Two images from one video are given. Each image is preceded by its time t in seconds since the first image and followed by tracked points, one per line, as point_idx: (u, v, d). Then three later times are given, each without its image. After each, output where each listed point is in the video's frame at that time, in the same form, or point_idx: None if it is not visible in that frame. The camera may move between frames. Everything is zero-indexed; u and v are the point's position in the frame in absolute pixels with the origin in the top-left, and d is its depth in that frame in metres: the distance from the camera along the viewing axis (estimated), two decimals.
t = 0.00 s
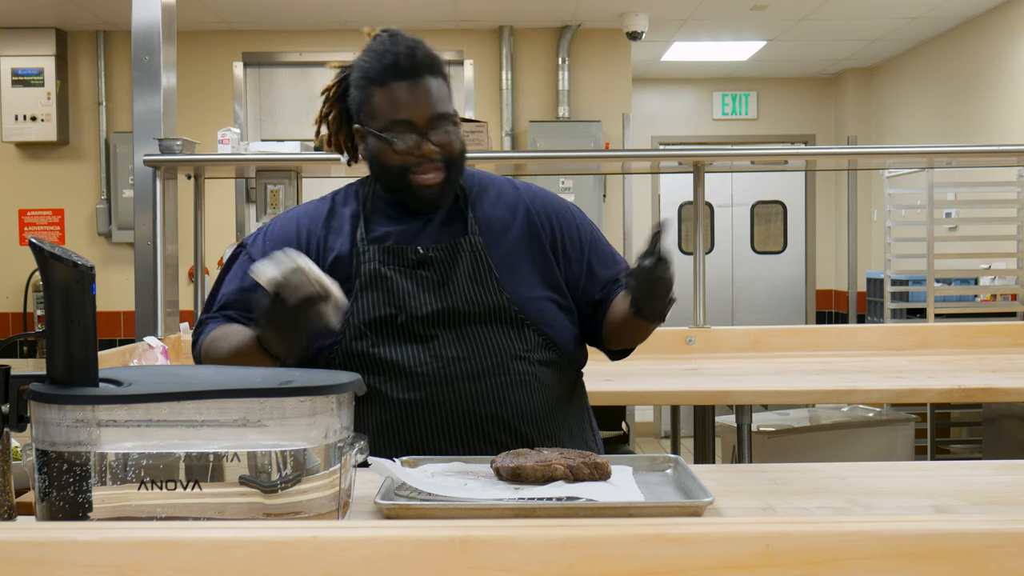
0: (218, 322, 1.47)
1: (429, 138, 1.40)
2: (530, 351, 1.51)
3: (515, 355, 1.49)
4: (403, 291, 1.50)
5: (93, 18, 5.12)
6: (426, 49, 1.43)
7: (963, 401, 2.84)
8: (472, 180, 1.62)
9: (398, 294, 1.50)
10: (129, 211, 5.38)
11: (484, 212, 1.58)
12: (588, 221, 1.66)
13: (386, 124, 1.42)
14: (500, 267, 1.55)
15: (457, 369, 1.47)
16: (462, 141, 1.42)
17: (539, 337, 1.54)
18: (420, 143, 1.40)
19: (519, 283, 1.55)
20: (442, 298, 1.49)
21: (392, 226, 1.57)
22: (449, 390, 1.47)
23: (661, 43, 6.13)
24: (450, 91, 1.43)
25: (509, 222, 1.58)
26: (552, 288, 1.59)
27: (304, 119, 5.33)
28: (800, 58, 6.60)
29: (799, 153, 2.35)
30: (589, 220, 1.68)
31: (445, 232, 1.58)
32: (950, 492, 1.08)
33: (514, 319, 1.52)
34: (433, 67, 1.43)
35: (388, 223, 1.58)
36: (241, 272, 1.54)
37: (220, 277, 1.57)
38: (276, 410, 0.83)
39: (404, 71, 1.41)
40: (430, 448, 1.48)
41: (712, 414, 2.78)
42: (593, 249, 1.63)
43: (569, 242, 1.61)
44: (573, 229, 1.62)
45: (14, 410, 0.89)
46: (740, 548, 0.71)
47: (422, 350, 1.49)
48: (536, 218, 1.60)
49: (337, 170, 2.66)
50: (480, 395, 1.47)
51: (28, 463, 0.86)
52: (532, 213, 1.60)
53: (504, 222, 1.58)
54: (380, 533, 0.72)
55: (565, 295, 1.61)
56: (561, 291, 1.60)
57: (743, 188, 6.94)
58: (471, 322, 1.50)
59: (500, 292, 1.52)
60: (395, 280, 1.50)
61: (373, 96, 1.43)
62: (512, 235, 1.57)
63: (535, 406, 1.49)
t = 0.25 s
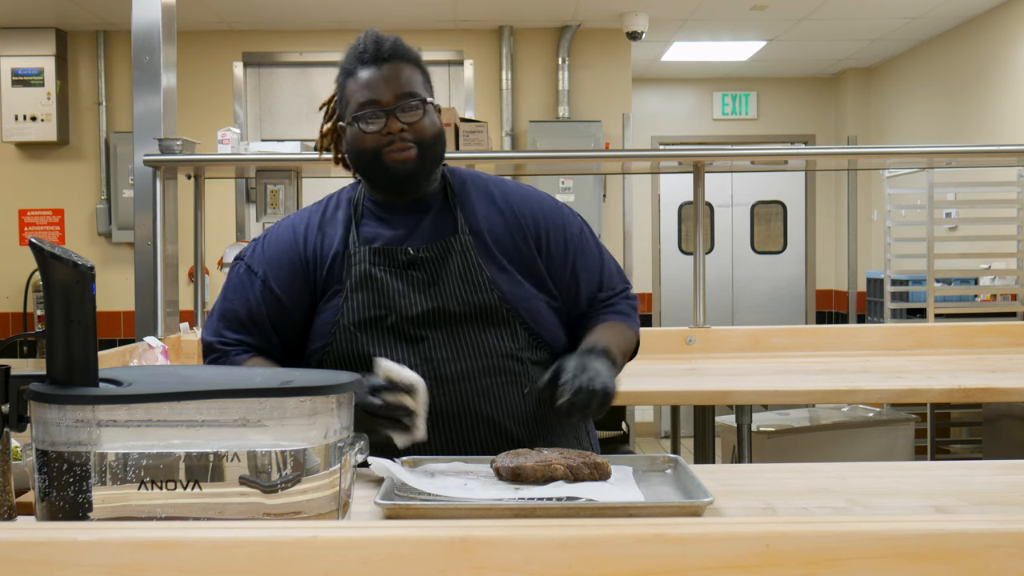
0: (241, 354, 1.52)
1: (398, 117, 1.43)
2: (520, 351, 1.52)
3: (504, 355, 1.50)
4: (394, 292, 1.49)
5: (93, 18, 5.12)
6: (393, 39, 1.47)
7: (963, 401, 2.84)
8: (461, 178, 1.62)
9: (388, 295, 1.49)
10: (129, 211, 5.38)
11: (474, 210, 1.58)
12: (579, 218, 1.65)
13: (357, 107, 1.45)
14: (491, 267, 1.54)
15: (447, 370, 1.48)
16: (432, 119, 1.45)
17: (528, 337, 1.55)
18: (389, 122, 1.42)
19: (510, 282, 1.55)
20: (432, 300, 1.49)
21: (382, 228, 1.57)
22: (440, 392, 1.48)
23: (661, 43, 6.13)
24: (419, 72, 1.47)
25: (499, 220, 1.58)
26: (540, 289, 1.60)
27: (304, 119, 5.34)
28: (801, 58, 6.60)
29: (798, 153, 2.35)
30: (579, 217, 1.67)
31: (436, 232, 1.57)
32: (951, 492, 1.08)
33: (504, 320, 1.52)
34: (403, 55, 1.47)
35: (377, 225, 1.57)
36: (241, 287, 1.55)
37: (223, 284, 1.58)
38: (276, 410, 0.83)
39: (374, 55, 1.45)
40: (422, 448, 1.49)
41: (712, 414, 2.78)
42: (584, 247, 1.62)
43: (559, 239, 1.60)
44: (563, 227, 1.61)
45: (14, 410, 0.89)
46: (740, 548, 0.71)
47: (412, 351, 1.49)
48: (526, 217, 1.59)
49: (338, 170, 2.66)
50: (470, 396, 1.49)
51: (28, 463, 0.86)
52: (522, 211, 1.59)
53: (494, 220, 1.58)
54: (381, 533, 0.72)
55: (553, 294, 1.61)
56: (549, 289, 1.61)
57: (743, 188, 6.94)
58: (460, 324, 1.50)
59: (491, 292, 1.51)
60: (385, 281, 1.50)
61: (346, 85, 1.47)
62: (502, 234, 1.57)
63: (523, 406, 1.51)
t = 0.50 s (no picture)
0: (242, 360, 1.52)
1: (400, 116, 1.44)
2: (511, 349, 1.52)
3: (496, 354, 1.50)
4: (386, 292, 1.49)
5: (93, 18, 5.12)
6: (395, 38, 1.48)
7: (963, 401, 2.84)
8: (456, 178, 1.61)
9: (380, 295, 1.49)
10: (129, 211, 5.38)
11: (467, 209, 1.57)
12: (576, 216, 1.63)
13: (358, 106, 1.46)
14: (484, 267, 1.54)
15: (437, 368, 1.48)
16: (432, 119, 1.46)
17: (520, 338, 1.53)
18: (391, 120, 1.43)
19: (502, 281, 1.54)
20: (423, 300, 1.49)
21: (377, 228, 1.57)
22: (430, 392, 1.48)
23: (661, 43, 6.13)
24: (419, 73, 1.48)
25: (493, 219, 1.57)
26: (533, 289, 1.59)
27: (304, 119, 5.34)
28: (801, 58, 6.60)
29: (798, 153, 2.35)
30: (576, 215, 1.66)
31: (430, 232, 1.57)
32: (951, 492, 1.08)
33: (496, 321, 1.52)
34: (404, 55, 1.49)
35: (372, 224, 1.58)
36: (238, 288, 1.56)
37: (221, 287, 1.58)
38: (276, 410, 0.83)
39: (376, 55, 1.47)
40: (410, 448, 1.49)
41: (712, 414, 2.78)
42: (579, 244, 1.59)
43: (553, 238, 1.58)
44: (557, 226, 1.59)
45: (14, 410, 0.89)
46: (740, 548, 0.71)
47: (403, 352, 1.49)
48: (520, 216, 1.58)
49: (338, 170, 2.66)
50: (460, 397, 1.48)
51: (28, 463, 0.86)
52: (515, 210, 1.59)
53: (487, 219, 1.57)
54: (381, 533, 0.72)
55: (547, 291, 1.60)
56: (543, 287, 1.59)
57: (743, 188, 6.94)
58: (451, 324, 1.50)
59: (483, 290, 1.51)
60: (378, 281, 1.50)
61: (347, 83, 1.49)
62: (495, 233, 1.56)
63: (513, 404, 1.50)
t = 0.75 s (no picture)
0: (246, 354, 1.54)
1: (425, 134, 1.39)
2: (511, 353, 1.50)
3: (495, 358, 1.50)
4: (387, 294, 1.49)
5: (93, 18, 5.12)
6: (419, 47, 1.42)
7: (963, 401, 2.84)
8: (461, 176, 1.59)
9: (381, 297, 1.49)
10: (129, 211, 5.38)
11: (471, 208, 1.55)
12: (580, 215, 1.60)
13: (381, 120, 1.41)
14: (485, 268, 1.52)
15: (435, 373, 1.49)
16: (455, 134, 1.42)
17: (521, 341, 1.52)
18: (415, 138, 1.39)
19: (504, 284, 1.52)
20: (424, 303, 1.48)
21: (382, 229, 1.56)
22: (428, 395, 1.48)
23: (661, 43, 6.13)
24: (441, 83, 1.42)
25: (496, 219, 1.55)
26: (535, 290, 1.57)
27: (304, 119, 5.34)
28: (801, 58, 6.60)
29: (798, 153, 2.35)
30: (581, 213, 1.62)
31: (434, 232, 1.55)
32: (950, 492, 1.08)
33: (496, 324, 1.50)
34: (426, 63, 1.42)
35: (378, 226, 1.57)
36: (243, 286, 1.56)
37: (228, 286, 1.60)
38: (276, 411, 0.83)
39: (399, 66, 1.40)
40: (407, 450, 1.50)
41: (712, 414, 2.78)
42: (582, 246, 1.56)
43: (555, 238, 1.56)
44: (560, 226, 1.56)
45: (14, 410, 0.89)
46: (740, 548, 0.71)
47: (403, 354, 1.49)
48: (523, 216, 1.56)
49: (338, 170, 2.65)
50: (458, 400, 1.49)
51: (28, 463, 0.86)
52: (518, 211, 1.56)
53: (490, 219, 1.55)
54: (381, 533, 0.72)
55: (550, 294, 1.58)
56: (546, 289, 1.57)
57: (743, 188, 6.94)
58: (451, 327, 1.49)
59: (484, 294, 1.49)
60: (379, 283, 1.49)
61: (367, 93, 1.43)
62: (499, 233, 1.54)
63: (512, 409, 1.50)
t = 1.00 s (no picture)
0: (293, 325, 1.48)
1: (446, 137, 1.38)
2: (524, 359, 1.50)
3: (509, 363, 1.50)
4: (407, 288, 1.50)
5: (94, 18, 5.12)
6: (445, 48, 1.42)
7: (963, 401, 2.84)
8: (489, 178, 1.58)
9: (401, 292, 1.50)
10: (129, 211, 5.37)
11: (496, 209, 1.55)
12: (605, 222, 1.59)
13: (404, 121, 1.41)
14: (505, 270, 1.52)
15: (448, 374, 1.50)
16: (479, 137, 1.41)
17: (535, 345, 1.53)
18: (437, 141, 1.38)
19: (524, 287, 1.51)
20: (442, 300, 1.49)
21: (409, 224, 1.56)
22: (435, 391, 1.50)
23: (661, 43, 6.13)
24: (466, 85, 1.42)
25: (519, 222, 1.55)
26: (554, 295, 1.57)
27: (304, 119, 5.33)
28: (801, 58, 6.60)
29: (798, 153, 2.35)
30: (607, 220, 1.61)
31: (458, 232, 1.55)
32: (951, 492, 1.08)
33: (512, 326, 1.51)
34: (453, 66, 1.43)
35: (405, 221, 1.57)
36: (280, 264, 1.55)
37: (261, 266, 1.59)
38: (276, 410, 0.83)
39: (426, 67, 1.40)
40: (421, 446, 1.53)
41: (712, 414, 2.78)
42: (605, 253, 1.54)
43: (577, 244, 1.55)
44: (583, 232, 1.55)
45: (14, 410, 0.89)
46: (740, 548, 0.71)
47: (417, 350, 1.51)
48: (546, 220, 1.55)
49: (338, 170, 2.65)
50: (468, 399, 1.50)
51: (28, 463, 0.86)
52: (542, 214, 1.55)
53: (513, 222, 1.55)
54: (382, 532, 0.72)
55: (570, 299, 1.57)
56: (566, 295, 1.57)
57: (743, 188, 6.93)
58: (468, 326, 1.50)
59: (502, 296, 1.50)
60: (401, 277, 1.50)
61: (392, 93, 1.42)
62: (521, 236, 1.54)
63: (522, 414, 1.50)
